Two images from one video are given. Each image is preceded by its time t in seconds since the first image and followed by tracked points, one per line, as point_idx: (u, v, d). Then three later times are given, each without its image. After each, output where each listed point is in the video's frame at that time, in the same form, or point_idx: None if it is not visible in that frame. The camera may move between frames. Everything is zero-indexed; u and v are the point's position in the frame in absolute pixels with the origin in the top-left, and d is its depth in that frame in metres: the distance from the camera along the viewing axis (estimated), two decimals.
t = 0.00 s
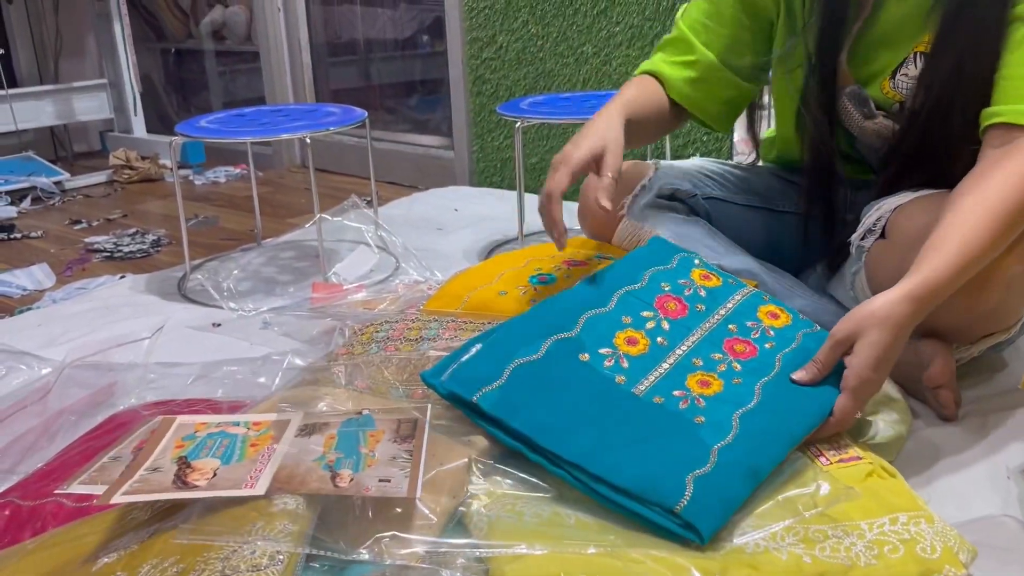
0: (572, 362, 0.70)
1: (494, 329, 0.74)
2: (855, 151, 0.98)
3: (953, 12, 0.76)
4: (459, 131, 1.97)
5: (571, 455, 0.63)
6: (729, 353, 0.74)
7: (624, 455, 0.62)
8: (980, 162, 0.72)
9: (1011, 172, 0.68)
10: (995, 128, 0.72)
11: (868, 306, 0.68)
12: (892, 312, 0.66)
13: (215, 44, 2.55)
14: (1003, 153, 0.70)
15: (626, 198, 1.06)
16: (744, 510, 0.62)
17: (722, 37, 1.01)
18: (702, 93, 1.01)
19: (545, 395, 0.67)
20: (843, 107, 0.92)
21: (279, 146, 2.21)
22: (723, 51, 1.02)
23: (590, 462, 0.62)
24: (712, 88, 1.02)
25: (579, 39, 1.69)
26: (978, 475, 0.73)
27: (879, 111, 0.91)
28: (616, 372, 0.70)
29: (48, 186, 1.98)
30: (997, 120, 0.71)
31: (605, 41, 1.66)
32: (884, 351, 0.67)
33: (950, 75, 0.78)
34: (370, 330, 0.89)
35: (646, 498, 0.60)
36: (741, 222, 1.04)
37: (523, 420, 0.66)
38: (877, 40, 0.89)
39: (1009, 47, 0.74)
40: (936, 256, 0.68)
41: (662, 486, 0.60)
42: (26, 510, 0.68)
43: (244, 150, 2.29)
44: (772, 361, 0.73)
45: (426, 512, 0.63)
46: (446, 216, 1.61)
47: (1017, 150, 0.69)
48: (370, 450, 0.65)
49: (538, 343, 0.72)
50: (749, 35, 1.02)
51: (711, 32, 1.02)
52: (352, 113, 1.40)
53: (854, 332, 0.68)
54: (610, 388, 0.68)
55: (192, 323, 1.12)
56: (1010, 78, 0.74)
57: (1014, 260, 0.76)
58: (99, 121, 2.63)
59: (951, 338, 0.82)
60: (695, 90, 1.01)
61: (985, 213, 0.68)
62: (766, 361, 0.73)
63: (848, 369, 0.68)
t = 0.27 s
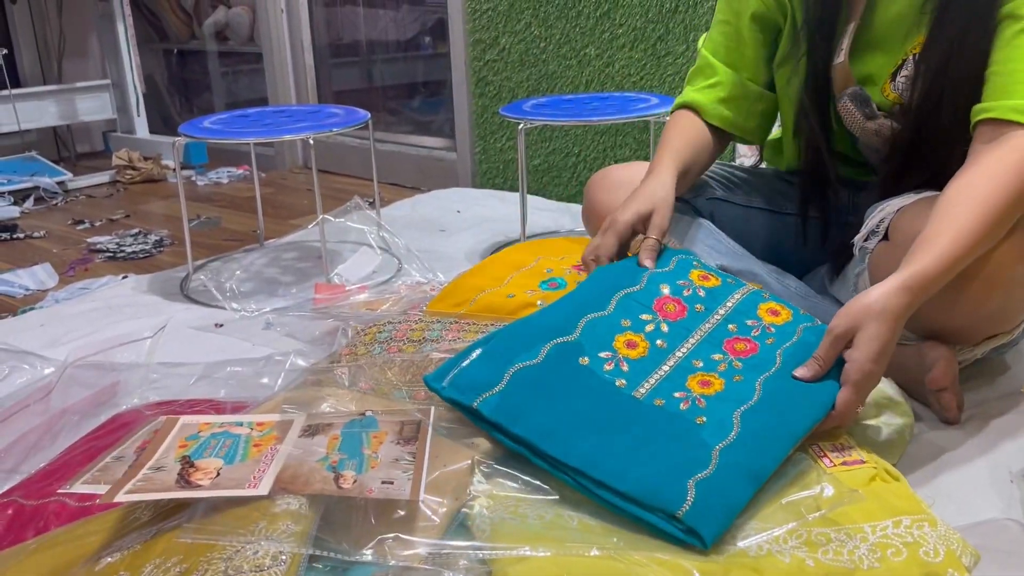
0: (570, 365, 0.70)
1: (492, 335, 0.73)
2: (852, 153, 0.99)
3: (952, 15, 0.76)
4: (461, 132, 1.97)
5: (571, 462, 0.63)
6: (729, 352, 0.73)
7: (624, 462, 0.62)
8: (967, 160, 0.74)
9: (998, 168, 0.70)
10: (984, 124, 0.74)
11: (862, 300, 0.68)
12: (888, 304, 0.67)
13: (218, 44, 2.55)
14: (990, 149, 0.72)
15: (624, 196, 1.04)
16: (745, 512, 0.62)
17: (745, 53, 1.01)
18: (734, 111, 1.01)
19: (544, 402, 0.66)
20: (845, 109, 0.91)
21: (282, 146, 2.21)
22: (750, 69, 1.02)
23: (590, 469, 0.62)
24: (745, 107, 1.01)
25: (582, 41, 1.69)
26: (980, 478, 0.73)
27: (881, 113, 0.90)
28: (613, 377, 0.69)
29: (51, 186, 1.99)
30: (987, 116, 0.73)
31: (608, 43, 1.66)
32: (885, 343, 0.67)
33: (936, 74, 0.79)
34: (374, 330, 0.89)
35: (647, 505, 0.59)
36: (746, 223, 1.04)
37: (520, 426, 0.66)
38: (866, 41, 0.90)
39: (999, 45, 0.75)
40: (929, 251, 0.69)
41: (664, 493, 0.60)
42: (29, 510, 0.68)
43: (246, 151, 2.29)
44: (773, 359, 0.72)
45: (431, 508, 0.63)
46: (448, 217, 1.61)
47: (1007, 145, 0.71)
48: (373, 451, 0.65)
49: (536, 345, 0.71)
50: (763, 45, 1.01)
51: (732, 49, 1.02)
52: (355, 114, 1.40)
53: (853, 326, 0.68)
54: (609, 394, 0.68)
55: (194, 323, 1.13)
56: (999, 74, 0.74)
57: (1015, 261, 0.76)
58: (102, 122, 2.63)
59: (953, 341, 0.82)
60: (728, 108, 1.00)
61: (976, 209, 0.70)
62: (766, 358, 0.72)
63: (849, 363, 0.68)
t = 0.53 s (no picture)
0: (586, 391, 0.69)
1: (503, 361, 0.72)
2: (855, 157, 0.98)
3: (951, 19, 0.77)
4: (463, 133, 1.97)
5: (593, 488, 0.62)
6: (748, 367, 0.72)
7: (651, 486, 0.60)
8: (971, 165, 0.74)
9: (1003, 171, 0.70)
10: (984, 130, 0.74)
11: (874, 309, 0.68)
12: (903, 310, 0.67)
13: (220, 45, 2.56)
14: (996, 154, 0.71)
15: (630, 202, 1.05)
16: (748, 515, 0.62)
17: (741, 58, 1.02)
18: (728, 113, 1.01)
19: (563, 426, 0.65)
20: (846, 112, 0.91)
21: (284, 147, 2.21)
22: (745, 72, 1.02)
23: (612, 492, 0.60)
24: (735, 108, 1.02)
25: (585, 42, 1.69)
26: (983, 482, 0.72)
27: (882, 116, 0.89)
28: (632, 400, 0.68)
29: (53, 185, 1.99)
30: (988, 121, 0.73)
31: (610, 44, 1.66)
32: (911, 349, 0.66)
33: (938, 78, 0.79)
34: (376, 331, 0.89)
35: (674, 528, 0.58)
36: (747, 225, 1.05)
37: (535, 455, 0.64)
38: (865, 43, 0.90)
39: (998, 52, 0.75)
40: (936, 253, 0.69)
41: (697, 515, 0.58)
42: (30, 509, 0.68)
43: (248, 151, 2.30)
44: (795, 376, 0.71)
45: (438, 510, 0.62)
46: (450, 218, 1.62)
47: (1008, 149, 0.71)
48: (384, 462, 0.65)
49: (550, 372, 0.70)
50: (758, 47, 1.02)
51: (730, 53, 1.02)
52: (358, 115, 1.40)
53: (876, 337, 0.67)
54: (629, 417, 0.67)
55: (196, 323, 1.13)
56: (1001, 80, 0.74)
57: (1019, 264, 0.75)
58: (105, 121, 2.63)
59: (956, 344, 0.82)
60: (722, 111, 1.01)
61: (982, 210, 0.69)
62: (787, 375, 0.71)
63: (882, 374, 0.67)
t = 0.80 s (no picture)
0: (615, 411, 0.68)
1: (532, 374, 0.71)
2: (855, 157, 0.99)
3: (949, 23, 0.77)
4: (466, 133, 1.98)
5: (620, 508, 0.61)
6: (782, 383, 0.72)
7: (683, 505, 0.60)
8: (965, 167, 0.75)
9: (1003, 175, 0.71)
10: (980, 135, 0.74)
11: (899, 323, 0.68)
12: (928, 321, 0.67)
13: (223, 45, 2.56)
14: (992, 157, 0.72)
15: (633, 200, 1.04)
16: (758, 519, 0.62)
17: (719, 60, 1.04)
18: (700, 113, 1.05)
19: (594, 444, 0.65)
20: (850, 111, 0.92)
21: (286, 147, 2.22)
22: (725, 75, 1.05)
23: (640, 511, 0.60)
24: (707, 108, 1.05)
25: (587, 44, 1.69)
26: (986, 484, 0.73)
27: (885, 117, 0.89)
28: (665, 421, 0.68)
29: (56, 185, 1.99)
30: (983, 126, 0.73)
31: (613, 46, 1.66)
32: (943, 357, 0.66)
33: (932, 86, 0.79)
34: (378, 331, 0.89)
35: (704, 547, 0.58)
36: (750, 226, 1.05)
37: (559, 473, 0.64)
38: (863, 47, 0.89)
39: (993, 58, 0.76)
40: (951, 264, 0.69)
41: (731, 534, 0.58)
42: (34, 508, 0.68)
43: (250, 151, 2.30)
44: (830, 395, 0.70)
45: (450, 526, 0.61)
46: (453, 218, 1.62)
47: (1011, 154, 0.71)
48: (399, 476, 0.64)
49: (578, 388, 0.70)
50: (748, 50, 1.03)
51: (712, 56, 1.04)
52: (361, 116, 1.40)
53: (905, 350, 0.67)
54: (661, 436, 0.66)
55: (198, 323, 1.13)
56: (997, 85, 0.74)
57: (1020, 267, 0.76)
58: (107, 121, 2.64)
59: (958, 346, 0.82)
60: (696, 112, 1.05)
61: (989, 216, 0.69)
62: (818, 395, 0.71)
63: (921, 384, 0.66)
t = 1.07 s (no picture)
0: (618, 413, 0.68)
1: (532, 381, 0.71)
2: (853, 156, 0.99)
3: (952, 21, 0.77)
4: (469, 133, 1.98)
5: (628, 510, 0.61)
6: (779, 392, 0.72)
7: (691, 507, 0.60)
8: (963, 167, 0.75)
9: (999, 175, 0.71)
10: (977, 131, 0.74)
11: (894, 315, 0.68)
12: (922, 313, 0.67)
13: (226, 45, 2.56)
14: (986, 156, 0.73)
15: (636, 201, 1.04)
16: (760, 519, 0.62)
17: (718, 59, 1.04)
18: (697, 112, 1.05)
19: (599, 447, 0.65)
20: (851, 109, 0.91)
21: (289, 147, 2.22)
22: (722, 75, 1.05)
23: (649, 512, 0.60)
24: (705, 108, 1.05)
25: (591, 43, 1.70)
26: (990, 483, 0.73)
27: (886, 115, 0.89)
28: (665, 424, 0.68)
29: (60, 184, 1.99)
30: (979, 124, 0.73)
31: (616, 46, 1.66)
32: (934, 351, 0.66)
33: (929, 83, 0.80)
34: (383, 330, 0.89)
35: (715, 548, 0.58)
36: (750, 226, 1.05)
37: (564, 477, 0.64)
38: (862, 46, 0.88)
39: (988, 53, 0.76)
40: (949, 258, 0.69)
41: (741, 535, 0.58)
42: (40, 507, 0.68)
43: (253, 151, 2.30)
44: (826, 395, 0.70)
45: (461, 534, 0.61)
46: (456, 218, 1.62)
47: (1007, 151, 0.71)
48: (408, 482, 0.63)
49: (579, 391, 0.70)
50: (744, 49, 1.03)
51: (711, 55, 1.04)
52: (364, 115, 1.41)
53: (896, 341, 0.67)
54: (662, 440, 0.66)
55: (203, 323, 1.13)
56: (991, 81, 0.75)
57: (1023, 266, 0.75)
58: (110, 121, 2.64)
59: (961, 346, 0.82)
60: (692, 111, 1.05)
61: (988, 212, 0.70)
62: (817, 397, 0.71)
63: (905, 377, 0.66)
